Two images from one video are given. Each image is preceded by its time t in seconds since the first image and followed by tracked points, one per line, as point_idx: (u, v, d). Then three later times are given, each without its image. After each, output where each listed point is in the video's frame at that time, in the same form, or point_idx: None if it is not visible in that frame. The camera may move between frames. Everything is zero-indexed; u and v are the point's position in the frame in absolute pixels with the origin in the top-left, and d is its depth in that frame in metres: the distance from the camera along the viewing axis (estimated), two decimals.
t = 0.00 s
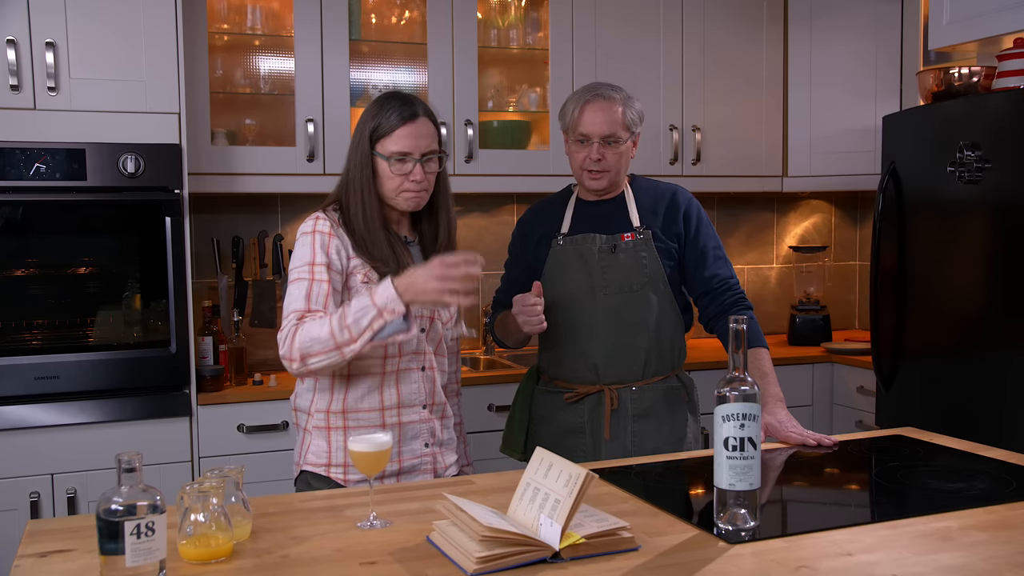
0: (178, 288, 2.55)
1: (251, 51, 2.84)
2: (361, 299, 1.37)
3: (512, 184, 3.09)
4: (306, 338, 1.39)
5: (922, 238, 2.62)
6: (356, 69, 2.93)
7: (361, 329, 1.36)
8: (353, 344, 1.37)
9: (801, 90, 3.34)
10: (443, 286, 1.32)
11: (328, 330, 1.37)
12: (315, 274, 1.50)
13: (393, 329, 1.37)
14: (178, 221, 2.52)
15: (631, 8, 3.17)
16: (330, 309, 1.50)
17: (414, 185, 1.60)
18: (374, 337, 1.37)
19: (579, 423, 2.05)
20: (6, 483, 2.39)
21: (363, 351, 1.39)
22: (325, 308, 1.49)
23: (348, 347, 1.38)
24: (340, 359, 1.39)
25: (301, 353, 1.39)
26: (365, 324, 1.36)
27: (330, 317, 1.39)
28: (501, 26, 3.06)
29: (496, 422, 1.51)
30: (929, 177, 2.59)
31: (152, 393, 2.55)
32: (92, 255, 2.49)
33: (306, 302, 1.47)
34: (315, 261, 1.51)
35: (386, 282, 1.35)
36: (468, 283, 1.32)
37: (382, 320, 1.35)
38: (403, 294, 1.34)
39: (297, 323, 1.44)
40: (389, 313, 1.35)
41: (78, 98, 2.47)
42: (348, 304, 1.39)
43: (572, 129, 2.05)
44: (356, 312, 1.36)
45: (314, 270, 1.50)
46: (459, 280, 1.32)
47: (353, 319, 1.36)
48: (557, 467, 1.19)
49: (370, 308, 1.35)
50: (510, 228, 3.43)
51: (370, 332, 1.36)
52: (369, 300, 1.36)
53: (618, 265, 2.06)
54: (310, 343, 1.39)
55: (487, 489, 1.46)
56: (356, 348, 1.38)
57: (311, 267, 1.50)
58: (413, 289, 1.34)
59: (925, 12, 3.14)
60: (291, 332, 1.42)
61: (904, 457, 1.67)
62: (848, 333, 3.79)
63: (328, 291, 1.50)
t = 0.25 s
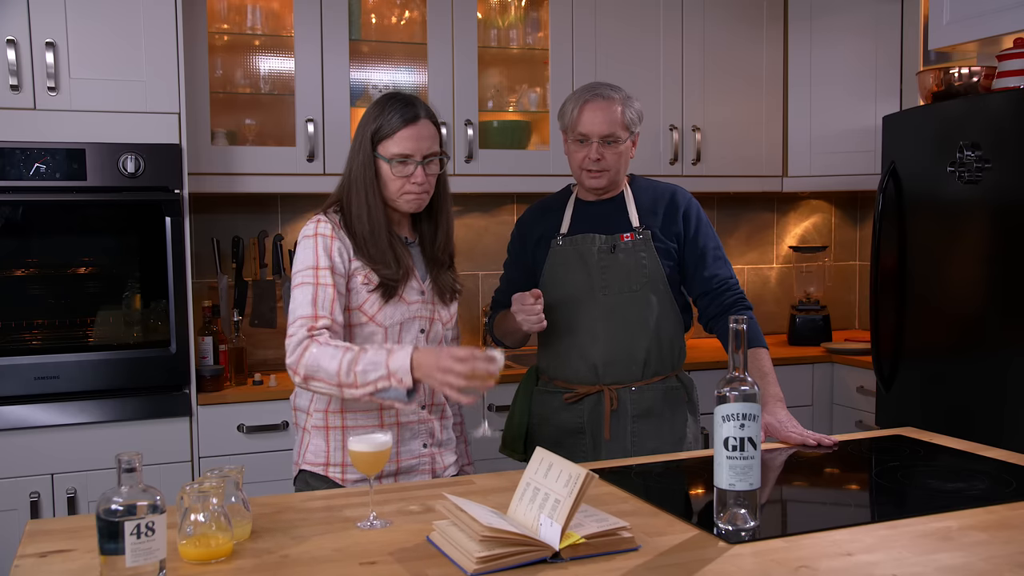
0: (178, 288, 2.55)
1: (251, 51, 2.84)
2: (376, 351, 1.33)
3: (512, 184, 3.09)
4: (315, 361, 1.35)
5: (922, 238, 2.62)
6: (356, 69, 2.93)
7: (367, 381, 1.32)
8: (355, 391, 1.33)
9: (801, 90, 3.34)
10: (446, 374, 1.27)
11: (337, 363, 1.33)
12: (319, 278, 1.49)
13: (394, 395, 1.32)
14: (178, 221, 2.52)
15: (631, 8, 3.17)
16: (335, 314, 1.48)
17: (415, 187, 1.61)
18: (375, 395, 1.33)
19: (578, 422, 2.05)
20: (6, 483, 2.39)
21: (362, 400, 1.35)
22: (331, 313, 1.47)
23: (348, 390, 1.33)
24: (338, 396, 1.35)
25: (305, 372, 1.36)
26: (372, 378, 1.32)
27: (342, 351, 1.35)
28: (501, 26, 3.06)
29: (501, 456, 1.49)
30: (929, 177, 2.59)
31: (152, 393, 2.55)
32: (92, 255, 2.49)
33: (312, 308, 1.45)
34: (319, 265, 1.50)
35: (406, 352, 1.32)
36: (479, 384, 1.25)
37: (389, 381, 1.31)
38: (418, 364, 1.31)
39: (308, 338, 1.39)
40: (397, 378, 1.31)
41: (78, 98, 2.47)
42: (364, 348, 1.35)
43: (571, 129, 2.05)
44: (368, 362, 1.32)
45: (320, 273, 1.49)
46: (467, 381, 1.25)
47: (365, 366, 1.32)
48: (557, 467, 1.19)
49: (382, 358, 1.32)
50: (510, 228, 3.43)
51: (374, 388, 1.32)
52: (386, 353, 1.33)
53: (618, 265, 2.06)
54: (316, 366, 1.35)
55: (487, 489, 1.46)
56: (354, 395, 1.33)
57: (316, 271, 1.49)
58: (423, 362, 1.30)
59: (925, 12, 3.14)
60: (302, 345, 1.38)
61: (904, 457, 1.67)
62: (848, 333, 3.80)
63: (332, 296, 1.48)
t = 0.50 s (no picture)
0: (178, 288, 2.55)
1: (251, 51, 2.84)
2: (395, 377, 1.37)
3: (512, 184, 3.09)
4: (335, 373, 1.39)
5: (922, 238, 2.62)
6: (356, 69, 2.93)
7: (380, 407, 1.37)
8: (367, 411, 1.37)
9: (801, 90, 3.34)
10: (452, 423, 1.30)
11: (354, 385, 1.38)
12: (330, 279, 1.50)
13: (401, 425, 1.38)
14: (178, 221, 2.52)
15: (631, 8, 3.17)
16: (350, 315, 1.51)
17: (414, 189, 1.61)
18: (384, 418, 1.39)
19: (578, 423, 2.05)
20: (6, 483, 2.39)
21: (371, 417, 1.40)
22: (346, 315, 1.50)
23: (360, 408, 1.39)
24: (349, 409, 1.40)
25: (324, 379, 1.40)
26: (385, 405, 1.36)
27: (362, 369, 1.38)
28: (501, 26, 3.06)
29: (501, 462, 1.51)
30: (929, 177, 2.59)
31: (152, 393, 2.55)
32: (92, 254, 2.49)
33: (328, 309, 1.48)
34: (329, 267, 1.51)
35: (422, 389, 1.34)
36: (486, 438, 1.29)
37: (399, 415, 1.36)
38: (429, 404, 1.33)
39: (330, 345, 1.43)
40: (410, 414, 1.34)
41: (78, 98, 2.47)
42: (384, 371, 1.38)
43: (571, 130, 2.05)
44: (386, 388, 1.36)
45: (330, 273, 1.50)
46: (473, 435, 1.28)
47: (382, 395, 1.36)
48: (557, 467, 1.19)
49: (399, 381, 1.37)
50: (510, 228, 3.43)
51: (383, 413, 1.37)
52: (403, 383, 1.36)
53: (616, 265, 2.06)
54: (335, 377, 1.40)
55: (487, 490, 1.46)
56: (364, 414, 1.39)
57: (326, 272, 1.50)
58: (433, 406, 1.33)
59: (925, 12, 3.14)
60: (324, 356, 1.41)
61: (904, 457, 1.67)
62: (848, 333, 3.80)
63: (346, 297, 1.50)
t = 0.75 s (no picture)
0: (178, 288, 2.55)
1: (251, 51, 2.84)
2: (402, 386, 1.38)
3: (512, 183, 3.09)
4: (343, 377, 1.40)
5: (922, 238, 2.62)
6: (356, 69, 2.93)
7: (387, 413, 1.38)
8: (374, 416, 1.40)
9: (801, 89, 3.34)
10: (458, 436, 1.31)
11: (360, 391, 1.39)
12: (336, 280, 1.50)
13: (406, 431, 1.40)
14: (178, 221, 2.52)
15: (631, 8, 3.17)
16: (357, 316, 1.51)
17: (411, 188, 1.61)
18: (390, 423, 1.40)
19: (577, 423, 2.05)
20: (6, 483, 2.39)
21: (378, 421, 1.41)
22: (354, 316, 1.50)
23: (366, 412, 1.41)
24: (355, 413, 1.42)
25: (333, 381, 1.42)
26: (392, 413, 1.38)
27: (370, 375, 1.39)
28: (501, 26, 3.06)
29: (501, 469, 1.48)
30: (929, 177, 2.59)
31: (152, 393, 2.55)
32: (92, 254, 2.49)
33: (335, 310, 1.48)
34: (334, 268, 1.51)
35: (427, 401, 1.35)
36: (490, 452, 1.30)
37: (406, 423, 1.37)
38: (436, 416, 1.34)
39: (339, 347, 1.43)
40: (415, 423, 1.36)
41: (78, 98, 2.47)
42: (391, 378, 1.39)
43: (570, 130, 2.05)
44: (393, 395, 1.38)
45: (336, 274, 1.50)
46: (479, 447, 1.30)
47: (389, 400, 1.38)
48: (557, 467, 1.19)
49: (406, 391, 1.38)
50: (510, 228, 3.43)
51: (390, 420, 1.38)
52: (410, 392, 1.37)
53: (615, 265, 2.06)
54: (343, 381, 1.41)
55: (487, 490, 1.46)
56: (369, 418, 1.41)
57: (332, 273, 1.50)
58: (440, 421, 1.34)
59: (925, 12, 3.14)
60: (332, 359, 1.42)
61: (904, 457, 1.67)
62: (848, 333, 3.80)
63: (353, 297, 1.50)
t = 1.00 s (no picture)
0: (178, 288, 2.55)
1: (251, 51, 2.84)
2: (405, 388, 1.39)
3: (512, 184, 3.09)
4: (345, 379, 1.40)
5: (922, 238, 2.62)
6: (356, 69, 2.93)
7: (389, 415, 1.39)
8: (376, 418, 1.40)
9: (801, 89, 3.34)
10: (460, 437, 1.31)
11: (363, 392, 1.39)
12: (338, 281, 1.50)
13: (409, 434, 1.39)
14: (178, 221, 2.52)
15: (631, 8, 3.17)
16: (359, 317, 1.51)
17: (403, 186, 1.60)
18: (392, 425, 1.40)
19: (577, 423, 2.05)
20: (6, 483, 2.39)
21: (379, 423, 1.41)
22: (356, 317, 1.50)
23: (369, 415, 1.40)
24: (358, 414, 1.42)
25: (335, 383, 1.42)
26: (395, 416, 1.38)
27: (372, 376, 1.40)
28: (501, 26, 3.06)
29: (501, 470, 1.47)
30: (929, 177, 2.59)
31: (152, 393, 2.55)
32: (92, 254, 2.49)
33: (337, 311, 1.48)
34: (336, 268, 1.51)
35: (429, 402, 1.35)
36: (491, 454, 1.30)
37: (410, 425, 1.37)
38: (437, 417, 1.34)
39: (341, 348, 1.43)
40: (417, 424, 1.36)
41: (78, 98, 2.47)
42: (394, 380, 1.40)
43: (569, 130, 2.05)
44: (396, 397, 1.38)
45: (337, 275, 1.50)
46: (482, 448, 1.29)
47: (392, 401, 1.38)
48: (557, 467, 1.19)
49: (408, 393, 1.38)
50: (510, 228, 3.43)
51: (393, 423, 1.38)
52: (412, 394, 1.38)
53: (615, 265, 2.06)
54: (345, 382, 1.41)
55: (487, 490, 1.45)
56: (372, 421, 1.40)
57: (333, 273, 1.50)
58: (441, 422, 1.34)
59: (925, 12, 3.14)
60: (334, 360, 1.42)
61: (904, 457, 1.67)
62: (848, 333, 3.80)
63: (354, 298, 1.51)
